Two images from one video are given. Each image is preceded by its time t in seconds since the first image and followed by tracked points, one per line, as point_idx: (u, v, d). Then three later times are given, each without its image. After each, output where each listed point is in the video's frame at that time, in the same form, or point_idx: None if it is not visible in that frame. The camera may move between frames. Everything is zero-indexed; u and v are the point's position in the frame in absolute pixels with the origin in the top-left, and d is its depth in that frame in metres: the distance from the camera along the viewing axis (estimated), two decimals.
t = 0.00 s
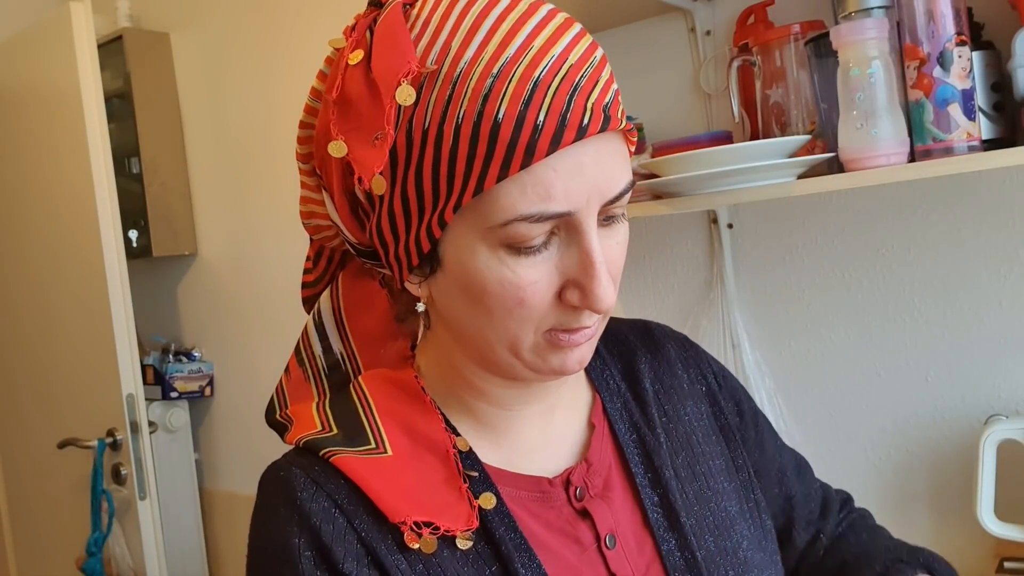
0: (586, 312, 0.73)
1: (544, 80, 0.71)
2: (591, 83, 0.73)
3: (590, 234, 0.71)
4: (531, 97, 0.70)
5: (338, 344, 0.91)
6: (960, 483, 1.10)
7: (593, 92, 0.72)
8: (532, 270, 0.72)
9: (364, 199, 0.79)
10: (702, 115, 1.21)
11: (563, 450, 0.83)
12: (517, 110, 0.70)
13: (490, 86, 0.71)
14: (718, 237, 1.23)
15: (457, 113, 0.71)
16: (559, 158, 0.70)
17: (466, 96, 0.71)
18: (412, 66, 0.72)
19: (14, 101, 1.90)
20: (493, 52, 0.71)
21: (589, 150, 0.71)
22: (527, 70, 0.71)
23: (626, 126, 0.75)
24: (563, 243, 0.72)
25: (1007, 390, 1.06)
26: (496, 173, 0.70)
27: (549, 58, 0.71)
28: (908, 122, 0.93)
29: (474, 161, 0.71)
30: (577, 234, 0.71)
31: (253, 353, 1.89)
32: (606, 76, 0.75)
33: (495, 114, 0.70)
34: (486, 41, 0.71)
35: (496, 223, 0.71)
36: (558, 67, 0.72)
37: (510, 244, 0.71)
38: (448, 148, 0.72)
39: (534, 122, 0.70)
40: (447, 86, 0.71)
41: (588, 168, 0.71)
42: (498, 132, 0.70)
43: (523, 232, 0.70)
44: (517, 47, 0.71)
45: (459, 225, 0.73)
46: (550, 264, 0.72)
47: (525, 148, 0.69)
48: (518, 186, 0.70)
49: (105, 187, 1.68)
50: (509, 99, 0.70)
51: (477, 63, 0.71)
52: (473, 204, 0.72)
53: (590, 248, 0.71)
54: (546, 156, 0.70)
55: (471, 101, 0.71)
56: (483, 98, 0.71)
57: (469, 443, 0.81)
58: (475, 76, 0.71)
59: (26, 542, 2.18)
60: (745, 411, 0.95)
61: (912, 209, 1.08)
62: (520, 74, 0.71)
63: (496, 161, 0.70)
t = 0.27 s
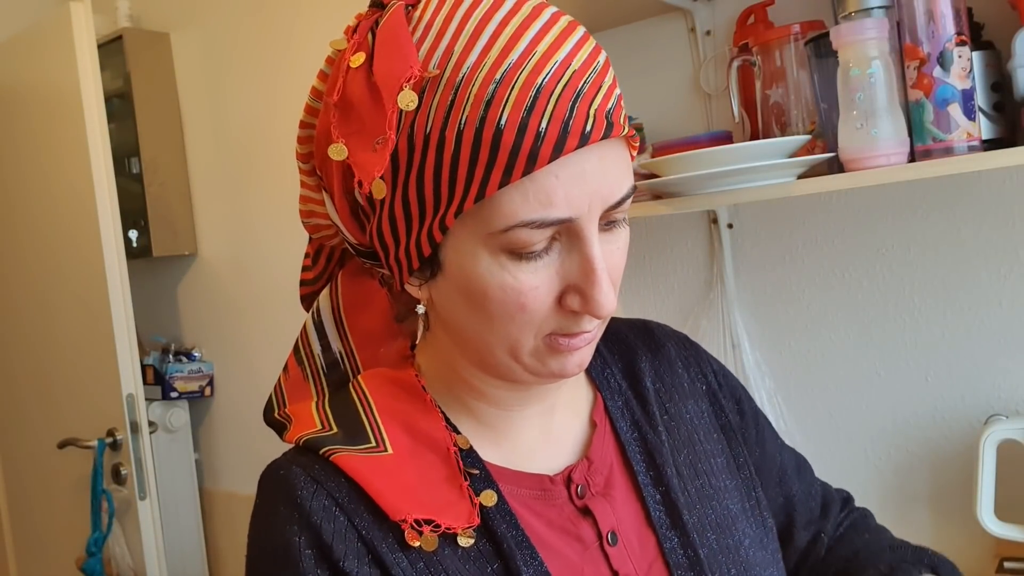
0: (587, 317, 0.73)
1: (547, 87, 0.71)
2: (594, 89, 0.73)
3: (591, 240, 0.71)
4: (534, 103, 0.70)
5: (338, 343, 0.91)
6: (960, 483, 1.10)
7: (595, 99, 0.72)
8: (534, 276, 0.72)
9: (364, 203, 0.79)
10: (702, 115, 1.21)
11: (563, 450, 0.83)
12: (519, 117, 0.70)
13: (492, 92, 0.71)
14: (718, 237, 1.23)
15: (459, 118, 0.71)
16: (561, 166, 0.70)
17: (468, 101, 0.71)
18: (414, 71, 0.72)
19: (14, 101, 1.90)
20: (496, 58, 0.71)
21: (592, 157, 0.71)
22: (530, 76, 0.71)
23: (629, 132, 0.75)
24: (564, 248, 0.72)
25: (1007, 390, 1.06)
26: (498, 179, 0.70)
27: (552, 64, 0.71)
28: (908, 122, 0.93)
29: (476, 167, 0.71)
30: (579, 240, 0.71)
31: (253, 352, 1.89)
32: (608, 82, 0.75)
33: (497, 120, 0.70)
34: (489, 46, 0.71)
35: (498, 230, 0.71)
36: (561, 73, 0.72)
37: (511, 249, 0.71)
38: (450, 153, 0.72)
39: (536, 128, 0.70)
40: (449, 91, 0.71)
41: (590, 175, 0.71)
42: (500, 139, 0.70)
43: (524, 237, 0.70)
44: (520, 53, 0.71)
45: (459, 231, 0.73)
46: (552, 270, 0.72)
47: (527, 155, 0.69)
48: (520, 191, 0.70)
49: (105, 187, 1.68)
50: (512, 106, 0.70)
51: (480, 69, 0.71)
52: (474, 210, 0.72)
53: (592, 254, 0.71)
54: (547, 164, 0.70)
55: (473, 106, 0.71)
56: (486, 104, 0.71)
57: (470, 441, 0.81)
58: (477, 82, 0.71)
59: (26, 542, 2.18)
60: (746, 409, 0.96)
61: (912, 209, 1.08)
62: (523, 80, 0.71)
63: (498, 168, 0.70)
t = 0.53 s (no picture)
0: (583, 316, 0.73)
1: (541, 86, 0.71)
2: (588, 88, 0.73)
3: (587, 239, 0.71)
4: (528, 102, 0.70)
5: (338, 345, 0.91)
6: (960, 483, 1.10)
7: (589, 97, 0.72)
8: (530, 275, 0.72)
9: (361, 204, 0.79)
10: (702, 115, 1.21)
11: (562, 449, 0.83)
12: (513, 116, 0.70)
13: (486, 91, 0.71)
14: (718, 237, 1.23)
15: (454, 118, 0.71)
16: (555, 164, 0.70)
17: (463, 101, 0.71)
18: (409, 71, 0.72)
19: (13, 101, 1.90)
20: (490, 58, 0.71)
21: (587, 154, 0.71)
22: (524, 75, 0.71)
23: (624, 132, 0.75)
24: (560, 247, 0.72)
25: (1007, 390, 1.06)
26: (492, 178, 0.70)
27: (545, 63, 0.71)
28: (908, 122, 0.93)
29: (471, 167, 0.71)
30: (574, 238, 0.71)
31: (253, 353, 1.89)
32: (603, 80, 0.75)
33: (492, 120, 0.70)
34: (483, 46, 0.71)
35: (491, 229, 0.71)
36: (555, 72, 0.72)
37: (507, 249, 0.72)
38: (445, 153, 0.72)
39: (530, 127, 0.70)
40: (444, 91, 0.71)
41: (585, 174, 0.71)
42: (495, 138, 0.70)
43: (519, 237, 0.70)
44: (514, 53, 0.71)
45: (456, 230, 0.73)
46: (547, 269, 0.72)
47: (521, 154, 0.69)
48: (515, 190, 0.70)
49: (105, 187, 1.68)
50: (506, 105, 0.70)
51: (474, 68, 0.71)
52: (470, 209, 0.72)
53: (588, 253, 0.71)
54: (542, 161, 0.69)
55: (467, 106, 0.71)
56: (480, 104, 0.71)
57: (469, 439, 0.81)
58: (471, 81, 0.71)
59: (26, 542, 2.18)
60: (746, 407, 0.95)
61: (912, 209, 1.08)
62: (516, 80, 0.70)
63: (493, 167, 0.70)
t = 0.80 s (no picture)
0: (591, 312, 0.73)
1: (549, 81, 0.71)
2: (595, 84, 0.73)
3: (595, 234, 0.71)
4: (535, 97, 0.70)
5: (344, 344, 0.91)
6: (960, 483, 1.10)
7: (597, 93, 0.72)
8: (538, 270, 0.72)
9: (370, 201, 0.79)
10: (702, 115, 1.21)
11: (569, 447, 0.83)
12: (521, 111, 0.70)
13: (494, 87, 0.71)
14: (718, 237, 1.23)
15: (462, 114, 0.71)
16: (563, 158, 0.70)
17: (471, 97, 0.71)
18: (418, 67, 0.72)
19: (14, 101, 1.90)
20: (498, 54, 0.71)
21: (594, 150, 0.72)
22: (532, 71, 0.71)
23: (631, 128, 0.75)
24: (569, 243, 0.72)
25: (1007, 390, 1.06)
26: (500, 173, 0.70)
27: (553, 59, 0.71)
28: (908, 122, 0.93)
29: (479, 162, 0.71)
30: (582, 233, 0.71)
31: (253, 352, 1.89)
32: (610, 77, 0.75)
33: (500, 115, 0.70)
34: (492, 42, 0.71)
35: (499, 223, 0.71)
36: (562, 68, 0.72)
37: (515, 244, 0.71)
38: (453, 149, 0.72)
39: (539, 122, 0.70)
40: (452, 86, 0.71)
41: (590, 170, 0.71)
42: (503, 133, 0.70)
43: (527, 231, 0.70)
44: (522, 48, 0.71)
45: (465, 226, 0.73)
46: (556, 265, 0.72)
47: (529, 149, 0.69)
48: (523, 185, 0.70)
49: (105, 187, 1.68)
50: (514, 100, 0.70)
51: (482, 64, 0.71)
52: (478, 205, 0.72)
53: (597, 248, 0.71)
54: (551, 155, 0.70)
55: (475, 102, 0.71)
56: (488, 99, 0.71)
57: (478, 438, 0.81)
58: (479, 77, 0.71)
59: (26, 542, 2.18)
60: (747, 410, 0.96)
61: (912, 209, 1.08)
62: (524, 75, 0.71)
63: (501, 162, 0.70)
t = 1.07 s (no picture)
0: (602, 312, 0.74)
1: (564, 83, 0.71)
2: (610, 86, 0.73)
3: (607, 235, 0.71)
4: (550, 99, 0.70)
5: (354, 339, 0.90)
6: (960, 483, 1.10)
7: (611, 95, 0.72)
8: (549, 270, 0.72)
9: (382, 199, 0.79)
10: (702, 115, 1.21)
11: (579, 445, 0.83)
12: (536, 112, 0.70)
13: (510, 87, 0.71)
14: (718, 237, 1.23)
15: (477, 114, 0.71)
16: (577, 158, 0.70)
17: (486, 97, 0.71)
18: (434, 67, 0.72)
19: (14, 101, 1.90)
20: (514, 54, 0.71)
21: (608, 151, 0.72)
22: (547, 72, 0.71)
23: (644, 129, 0.75)
24: (580, 243, 0.72)
25: (1008, 390, 1.06)
26: (515, 173, 0.70)
27: (568, 60, 0.71)
28: (908, 122, 0.93)
29: (493, 163, 0.71)
30: (593, 234, 0.71)
31: (253, 352, 1.89)
32: (624, 79, 0.75)
33: (515, 116, 0.70)
34: (507, 42, 0.71)
35: (513, 222, 0.71)
36: (578, 69, 0.72)
37: (527, 244, 0.72)
38: (468, 149, 0.72)
39: (553, 123, 0.70)
40: (467, 86, 0.71)
41: (603, 171, 0.71)
42: (518, 134, 0.70)
43: (539, 230, 0.70)
44: (537, 49, 0.71)
45: (477, 225, 0.73)
46: (567, 264, 0.72)
47: (544, 150, 0.69)
48: (537, 186, 0.70)
49: (105, 187, 1.68)
50: (529, 101, 0.70)
51: (498, 65, 0.71)
52: (491, 204, 0.72)
53: (609, 248, 0.71)
54: (565, 156, 0.70)
55: (491, 102, 0.71)
56: (504, 100, 0.71)
57: (487, 435, 0.81)
58: (495, 77, 0.71)
59: (26, 542, 2.18)
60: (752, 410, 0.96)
61: (912, 209, 1.08)
62: (540, 77, 0.71)
63: (515, 162, 0.70)
